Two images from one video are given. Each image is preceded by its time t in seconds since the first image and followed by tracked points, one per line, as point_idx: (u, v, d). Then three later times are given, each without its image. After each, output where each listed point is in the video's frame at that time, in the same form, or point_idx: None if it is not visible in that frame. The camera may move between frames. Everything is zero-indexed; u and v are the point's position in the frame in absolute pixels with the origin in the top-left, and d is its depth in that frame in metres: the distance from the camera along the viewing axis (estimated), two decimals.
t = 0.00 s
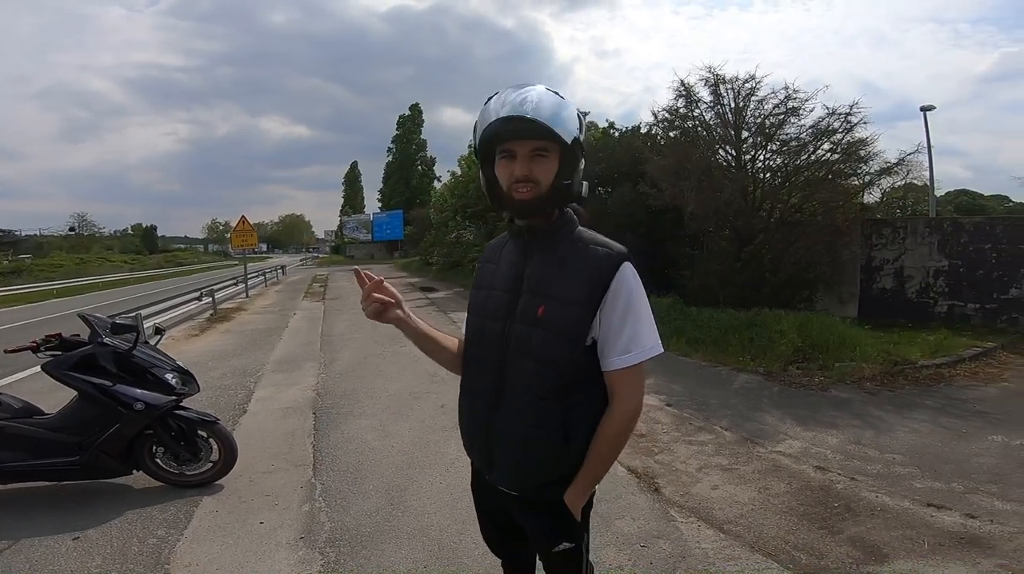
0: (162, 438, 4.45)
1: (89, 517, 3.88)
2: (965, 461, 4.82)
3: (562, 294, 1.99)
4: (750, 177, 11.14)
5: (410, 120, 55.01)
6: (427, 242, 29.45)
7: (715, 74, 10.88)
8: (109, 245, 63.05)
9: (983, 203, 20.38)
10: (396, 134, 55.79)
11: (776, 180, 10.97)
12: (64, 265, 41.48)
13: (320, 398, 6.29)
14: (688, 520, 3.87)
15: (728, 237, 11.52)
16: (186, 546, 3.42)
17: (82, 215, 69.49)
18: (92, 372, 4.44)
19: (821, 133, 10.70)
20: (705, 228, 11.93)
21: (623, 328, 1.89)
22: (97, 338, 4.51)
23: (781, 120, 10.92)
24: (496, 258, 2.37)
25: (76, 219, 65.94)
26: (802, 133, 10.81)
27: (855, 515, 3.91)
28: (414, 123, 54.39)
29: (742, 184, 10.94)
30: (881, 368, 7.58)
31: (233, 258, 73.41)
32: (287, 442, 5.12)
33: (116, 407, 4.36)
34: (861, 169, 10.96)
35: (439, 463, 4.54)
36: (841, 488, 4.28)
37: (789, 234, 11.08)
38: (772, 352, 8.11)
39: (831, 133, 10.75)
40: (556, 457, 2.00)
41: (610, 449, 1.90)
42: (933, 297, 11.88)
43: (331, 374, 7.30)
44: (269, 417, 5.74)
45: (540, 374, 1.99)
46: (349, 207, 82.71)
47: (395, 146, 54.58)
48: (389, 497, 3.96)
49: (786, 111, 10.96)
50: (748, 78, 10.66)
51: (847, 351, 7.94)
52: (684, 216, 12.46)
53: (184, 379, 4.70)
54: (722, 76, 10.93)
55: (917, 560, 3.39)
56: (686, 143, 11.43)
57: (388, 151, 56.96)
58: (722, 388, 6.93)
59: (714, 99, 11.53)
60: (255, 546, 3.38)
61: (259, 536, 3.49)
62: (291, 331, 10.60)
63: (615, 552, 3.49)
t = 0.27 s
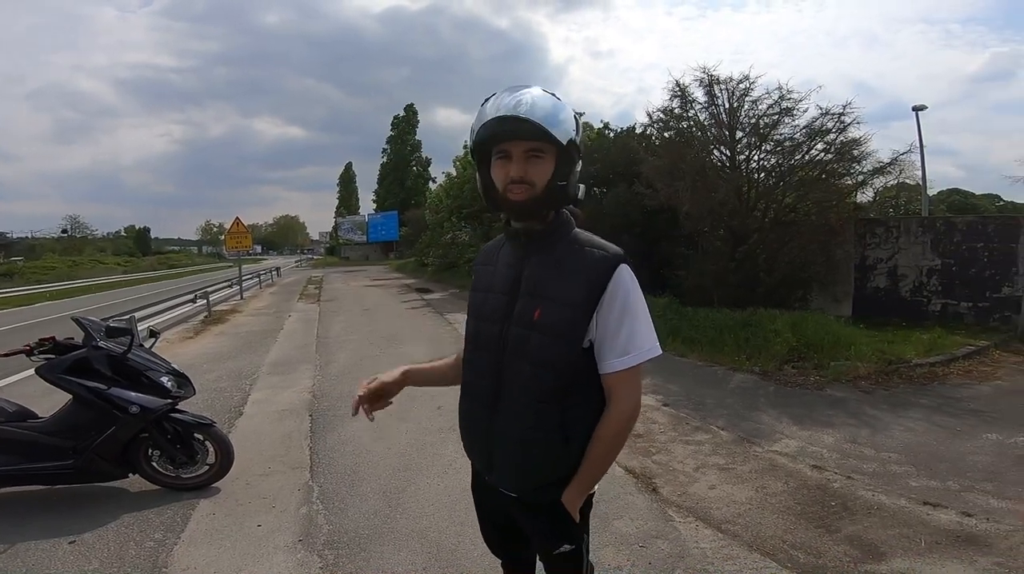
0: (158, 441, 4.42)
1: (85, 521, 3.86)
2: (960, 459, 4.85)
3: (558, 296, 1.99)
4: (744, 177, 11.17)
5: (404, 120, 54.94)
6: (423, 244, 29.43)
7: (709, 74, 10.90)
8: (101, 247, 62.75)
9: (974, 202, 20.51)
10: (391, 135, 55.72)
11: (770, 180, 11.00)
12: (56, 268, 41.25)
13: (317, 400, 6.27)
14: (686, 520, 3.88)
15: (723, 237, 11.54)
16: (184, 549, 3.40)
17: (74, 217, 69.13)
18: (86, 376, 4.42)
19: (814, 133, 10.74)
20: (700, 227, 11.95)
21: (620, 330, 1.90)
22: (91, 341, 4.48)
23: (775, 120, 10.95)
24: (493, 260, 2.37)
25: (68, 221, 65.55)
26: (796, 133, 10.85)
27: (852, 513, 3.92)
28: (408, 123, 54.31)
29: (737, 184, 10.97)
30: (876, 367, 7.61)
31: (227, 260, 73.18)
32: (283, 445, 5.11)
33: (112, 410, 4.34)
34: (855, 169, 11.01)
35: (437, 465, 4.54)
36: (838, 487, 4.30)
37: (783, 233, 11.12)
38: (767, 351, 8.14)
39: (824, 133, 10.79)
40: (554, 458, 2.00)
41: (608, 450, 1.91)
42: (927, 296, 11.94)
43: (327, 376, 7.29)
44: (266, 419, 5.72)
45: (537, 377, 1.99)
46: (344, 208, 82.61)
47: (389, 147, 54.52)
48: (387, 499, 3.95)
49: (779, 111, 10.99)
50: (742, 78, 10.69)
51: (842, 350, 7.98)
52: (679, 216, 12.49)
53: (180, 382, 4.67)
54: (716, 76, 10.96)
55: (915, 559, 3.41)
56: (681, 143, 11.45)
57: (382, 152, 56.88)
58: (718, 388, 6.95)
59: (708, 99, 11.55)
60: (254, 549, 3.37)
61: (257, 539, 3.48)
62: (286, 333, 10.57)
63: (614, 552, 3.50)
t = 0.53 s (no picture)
0: (154, 444, 4.41)
1: (81, 524, 3.85)
2: (955, 459, 4.88)
3: (553, 300, 2.00)
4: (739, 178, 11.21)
5: (400, 122, 54.88)
6: (419, 245, 29.40)
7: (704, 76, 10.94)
8: (94, 249, 62.45)
9: (968, 203, 20.60)
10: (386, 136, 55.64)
11: (765, 181, 11.04)
12: (49, 270, 41.00)
13: (313, 403, 6.26)
14: (683, 521, 3.89)
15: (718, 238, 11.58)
16: (181, 552, 3.39)
17: (67, 219, 68.79)
18: (81, 379, 4.40)
19: (808, 134, 10.79)
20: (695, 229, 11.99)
21: (614, 332, 1.92)
22: (86, 344, 4.46)
23: (770, 122, 11.00)
24: (489, 264, 2.38)
25: (61, 223, 65.18)
26: (791, 134, 10.89)
27: (847, 513, 3.94)
28: (403, 125, 54.25)
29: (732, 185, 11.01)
30: (870, 367, 7.65)
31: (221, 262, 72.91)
32: (280, 447, 5.10)
33: (107, 413, 4.32)
34: (848, 170, 11.06)
35: (434, 467, 4.54)
36: (833, 487, 4.32)
37: (778, 234, 11.16)
38: (762, 352, 8.16)
39: (818, 134, 10.84)
40: (551, 461, 2.02)
41: (604, 451, 1.93)
42: (920, 296, 11.98)
43: (323, 378, 7.27)
44: (262, 422, 5.71)
45: (533, 381, 2.00)
46: (339, 209, 82.44)
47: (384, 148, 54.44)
48: (384, 501, 3.95)
49: (774, 113, 11.04)
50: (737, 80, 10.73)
51: (836, 350, 8.01)
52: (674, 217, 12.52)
53: (175, 385, 4.65)
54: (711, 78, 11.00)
55: (910, 558, 3.43)
56: (676, 145, 11.49)
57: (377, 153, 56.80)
58: (714, 389, 6.97)
59: (703, 101, 11.60)
60: (251, 552, 3.36)
61: (255, 542, 3.48)
62: (282, 335, 10.55)
63: (611, 554, 3.50)
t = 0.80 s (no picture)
0: (153, 447, 4.40)
1: (81, 526, 3.84)
2: (955, 459, 4.88)
3: (549, 301, 2.00)
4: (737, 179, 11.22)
5: (398, 124, 54.91)
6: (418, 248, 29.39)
7: (702, 77, 10.96)
8: (93, 252, 62.38)
9: (966, 203, 20.63)
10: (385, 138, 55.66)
11: (763, 183, 11.06)
12: (48, 273, 40.93)
13: (313, 405, 6.25)
14: (683, 522, 3.89)
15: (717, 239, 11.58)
16: (181, 554, 3.39)
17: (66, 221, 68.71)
18: (81, 381, 4.39)
19: (807, 135, 10.80)
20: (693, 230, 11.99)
21: (610, 332, 1.91)
22: (85, 347, 4.45)
23: (768, 123, 11.02)
24: (489, 266, 2.39)
25: (60, 226, 65.10)
26: (789, 135, 10.90)
27: (848, 514, 3.94)
28: (402, 127, 54.25)
29: (730, 186, 11.02)
30: (870, 368, 7.65)
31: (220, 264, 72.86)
32: (280, 449, 5.10)
33: (106, 416, 4.31)
34: (847, 171, 11.09)
35: (433, 469, 4.53)
36: (834, 488, 4.32)
37: (776, 235, 11.17)
38: (762, 353, 8.17)
39: (816, 135, 10.86)
40: (549, 462, 2.01)
41: (601, 452, 1.93)
42: (919, 297, 11.99)
43: (322, 381, 7.27)
44: (261, 424, 5.70)
45: (530, 382, 2.00)
46: (337, 211, 82.44)
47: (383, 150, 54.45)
48: (384, 504, 3.94)
49: (772, 114, 11.06)
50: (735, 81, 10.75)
51: (836, 351, 8.02)
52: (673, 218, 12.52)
53: (175, 388, 4.65)
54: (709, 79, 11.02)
55: (911, 559, 3.42)
56: (674, 146, 11.50)
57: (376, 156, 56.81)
58: (714, 390, 6.97)
59: (701, 102, 11.61)
60: (251, 554, 3.36)
61: (255, 544, 3.47)
62: (282, 338, 10.54)
63: (612, 555, 3.50)
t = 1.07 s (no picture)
0: (154, 448, 4.40)
1: (82, 528, 3.83)
2: (961, 460, 4.84)
3: (546, 300, 1.98)
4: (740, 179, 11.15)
5: (401, 126, 54.99)
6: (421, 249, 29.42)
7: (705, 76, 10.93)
8: (98, 254, 62.60)
9: (971, 202, 20.53)
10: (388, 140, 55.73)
11: (767, 183, 10.98)
12: (53, 275, 41.07)
13: (315, 406, 6.24)
14: (686, 524, 3.85)
15: (720, 239, 11.54)
16: (182, 555, 3.37)
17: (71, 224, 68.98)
18: (82, 383, 4.39)
19: (810, 135, 10.73)
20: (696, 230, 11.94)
21: (607, 331, 1.89)
22: (86, 348, 4.45)
23: (770, 123, 10.98)
24: (487, 266, 2.37)
25: (65, 229, 65.36)
26: (792, 135, 10.84)
27: (854, 515, 3.90)
28: (404, 128, 54.32)
29: (733, 186, 10.99)
30: (875, 368, 7.60)
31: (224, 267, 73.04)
32: (281, 451, 5.08)
33: (107, 418, 4.31)
34: (850, 170, 11.03)
35: (435, 470, 4.51)
36: (839, 489, 4.28)
37: (780, 235, 11.12)
38: (766, 353, 8.12)
39: (819, 135, 10.80)
40: (547, 462, 1.99)
41: (600, 451, 1.90)
42: (924, 297, 11.92)
43: (325, 382, 7.26)
44: (263, 426, 5.69)
45: (527, 381, 1.98)
46: (341, 213, 82.58)
47: (386, 152, 54.53)
48: (385, 505, 3.93)
49: (775, 114, 11.01)
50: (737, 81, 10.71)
51: (840, 351, 7.97)
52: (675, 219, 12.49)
53: (176, 389, 4.63)
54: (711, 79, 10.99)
55: (917, 560, 3.39)
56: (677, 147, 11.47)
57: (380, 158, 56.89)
58: (717, 390, 6.93)
59: (703, 102, 11.58)
60: (251, 556, 3.34)
61: (255, 546, 3.45)
62: (285, 339, 10.54)
63: (614, 557, 3.47)
